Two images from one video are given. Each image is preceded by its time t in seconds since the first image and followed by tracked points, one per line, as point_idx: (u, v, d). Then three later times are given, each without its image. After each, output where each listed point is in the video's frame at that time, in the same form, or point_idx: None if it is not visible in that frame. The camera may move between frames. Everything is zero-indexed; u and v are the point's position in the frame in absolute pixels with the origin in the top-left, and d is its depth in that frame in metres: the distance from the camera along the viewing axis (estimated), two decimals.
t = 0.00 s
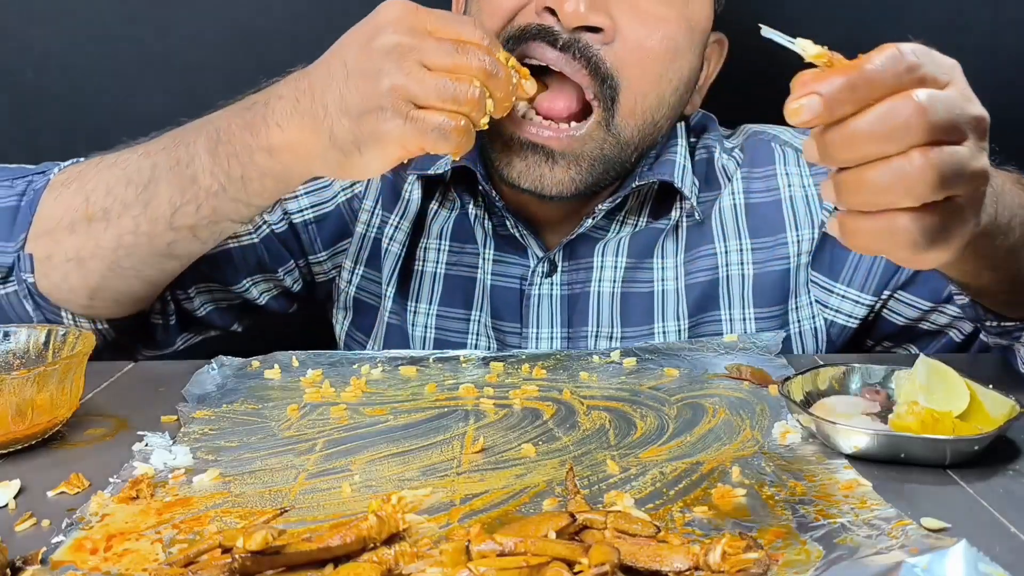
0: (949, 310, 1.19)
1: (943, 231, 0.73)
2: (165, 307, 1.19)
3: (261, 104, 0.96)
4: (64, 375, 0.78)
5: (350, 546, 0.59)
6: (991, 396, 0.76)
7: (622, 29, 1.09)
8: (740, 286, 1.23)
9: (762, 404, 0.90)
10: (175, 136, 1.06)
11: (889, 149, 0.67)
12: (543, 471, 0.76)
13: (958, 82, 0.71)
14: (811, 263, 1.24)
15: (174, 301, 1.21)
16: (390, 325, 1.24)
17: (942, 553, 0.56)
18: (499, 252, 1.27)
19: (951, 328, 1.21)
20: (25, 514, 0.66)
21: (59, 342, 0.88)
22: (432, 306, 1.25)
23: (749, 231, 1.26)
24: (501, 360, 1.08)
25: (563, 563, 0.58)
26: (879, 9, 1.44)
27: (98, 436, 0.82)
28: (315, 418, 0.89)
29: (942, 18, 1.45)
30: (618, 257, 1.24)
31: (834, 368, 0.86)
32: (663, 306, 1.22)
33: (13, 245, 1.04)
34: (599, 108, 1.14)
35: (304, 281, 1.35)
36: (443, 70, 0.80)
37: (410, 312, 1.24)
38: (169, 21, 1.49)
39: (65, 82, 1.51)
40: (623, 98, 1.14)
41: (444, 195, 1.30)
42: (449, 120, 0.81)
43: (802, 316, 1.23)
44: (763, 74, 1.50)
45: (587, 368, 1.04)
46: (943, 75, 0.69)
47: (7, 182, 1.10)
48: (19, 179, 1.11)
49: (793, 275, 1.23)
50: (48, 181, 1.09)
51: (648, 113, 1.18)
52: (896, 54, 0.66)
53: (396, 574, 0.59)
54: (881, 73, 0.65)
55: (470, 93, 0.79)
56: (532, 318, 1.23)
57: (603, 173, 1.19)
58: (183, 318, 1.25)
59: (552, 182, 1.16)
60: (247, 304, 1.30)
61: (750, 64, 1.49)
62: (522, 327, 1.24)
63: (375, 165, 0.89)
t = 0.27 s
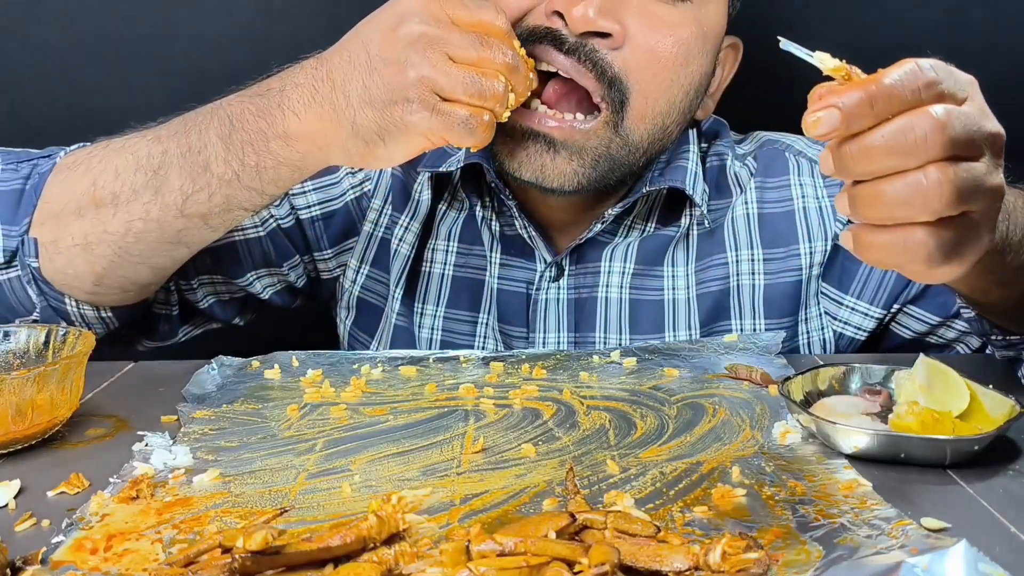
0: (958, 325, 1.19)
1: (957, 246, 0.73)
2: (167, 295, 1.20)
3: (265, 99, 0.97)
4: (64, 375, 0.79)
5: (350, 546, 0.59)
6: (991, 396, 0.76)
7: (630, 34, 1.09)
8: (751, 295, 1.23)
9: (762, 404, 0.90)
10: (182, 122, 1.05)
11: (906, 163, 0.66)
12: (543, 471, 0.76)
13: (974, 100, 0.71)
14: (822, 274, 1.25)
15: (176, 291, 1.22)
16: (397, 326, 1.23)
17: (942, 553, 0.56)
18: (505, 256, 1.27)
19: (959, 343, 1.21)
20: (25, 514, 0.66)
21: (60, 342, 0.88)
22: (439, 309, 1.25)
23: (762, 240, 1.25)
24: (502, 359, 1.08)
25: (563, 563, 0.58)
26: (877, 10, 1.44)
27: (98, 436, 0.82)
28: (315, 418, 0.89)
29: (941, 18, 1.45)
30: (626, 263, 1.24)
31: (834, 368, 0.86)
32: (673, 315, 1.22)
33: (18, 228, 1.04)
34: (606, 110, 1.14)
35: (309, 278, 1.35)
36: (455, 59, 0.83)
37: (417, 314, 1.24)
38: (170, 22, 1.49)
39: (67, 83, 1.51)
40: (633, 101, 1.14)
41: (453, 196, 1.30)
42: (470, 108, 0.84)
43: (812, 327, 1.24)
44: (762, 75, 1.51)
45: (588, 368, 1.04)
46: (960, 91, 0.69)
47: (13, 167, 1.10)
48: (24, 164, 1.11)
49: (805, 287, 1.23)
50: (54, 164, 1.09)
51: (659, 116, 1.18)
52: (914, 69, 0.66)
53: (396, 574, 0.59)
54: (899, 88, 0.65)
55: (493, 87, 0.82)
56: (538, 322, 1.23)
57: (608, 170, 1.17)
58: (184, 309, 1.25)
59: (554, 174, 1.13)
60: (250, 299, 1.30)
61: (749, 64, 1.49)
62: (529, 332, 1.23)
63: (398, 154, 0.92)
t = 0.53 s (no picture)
0: (956, 327, 1.19)
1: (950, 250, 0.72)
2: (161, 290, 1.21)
3: (261, 100, 0.97)
4: (64, 375, 0.79)
5: (349, 546, 0.59)
6: (992, 396, 0.76)
7: (628, 29, 1.09)
8: (750, 296, 1.23)
9: (762, 404, 0.90)
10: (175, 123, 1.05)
11: (897, 170, 0.66)
12: (543, 471, 0.76)
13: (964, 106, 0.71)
14: (821, 276, 1.25)
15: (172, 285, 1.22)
16: (395, 326, 1.24)
17: (942, 553, 0.56)
18: (501, 256, 1.27)
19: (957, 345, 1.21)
20: (25, 514, 0.66)
21: (59, 342, 0.88)
22: (437, 309, 1.25)
23: (760, 241, 1.25)
24: (502, 360, 1.08)
25: (563, 563, 0.58)
26: (877, 10, 1.44)
27: (98, 436, 0.82)
28: (315, 418, 0.89)
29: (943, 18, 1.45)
30: (623, 262, 1.24)
31: (834, 368, 0.86)
32: (672, 315, 1.22)
33: (11, 223, 1.03)
34: (604, 107, 1.14)
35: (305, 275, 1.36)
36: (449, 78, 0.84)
37: (415, 314, 1.24)
38: (170, 22, 1.49)
39: (68, 83, 1.52)
40: (631, 99, 1.14)
41: (451, 196, 1.31)
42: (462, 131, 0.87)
43: (811, 329, 1.24)
44: (762, 76, 1.51)
45: (588, 368, 1.04)
46: (951, 98, 0.69)
47: (8, 159, 1.08)
48: (20, 156, 1.10)
49: (804, 288, 1.23)
50: (48, 158, 1.07)
51: (658, 114, 1.18)
52: (904, 76, 0.66)
53: (396, 574, 0.59)
54: (889, 93, 0.65)
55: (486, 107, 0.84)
56: (536, 323, 1.23)
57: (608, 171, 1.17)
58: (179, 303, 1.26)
59: (554, 182, 1.15)
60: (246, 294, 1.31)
61: (749, 65, 1.49)
62: (526, 332, 1.24)
63: (391, 164, 0.94)
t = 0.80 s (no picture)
0: (954, 328, 1.19)
1: (947, 254, 0.72)
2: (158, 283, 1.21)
3: (261, 94, 0.97)
4: (64, 375, 0.79)
5: (349, 546, 0.59)
6: (992, 397, 0.76)
7: (622, 24, 1.08)
8: (748, 296, 1.23)
9: (762, 404, 0.90)
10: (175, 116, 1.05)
11: (894, 176, 0.66)
12: (543, 471, 0.76)
13: (964, 108, 0.70)
14: (818, 277, 1.25)
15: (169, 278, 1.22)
16: (394, 324, 1.23)
17: (942, 553, 0.56)
18: (498, 255, 1.26)
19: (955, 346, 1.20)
20: (25, 514, 0.66)
21: (59, 342, 0.88)
22: (435, 307, 1.25)
23: (758, 241, 1.25)
24: (502, 359, 1.08)
25: (563, 563, 0.58)
26: (877, 11, 1.44)
27: (98, 436, 0.82)
28: (315, 418, 0.89)
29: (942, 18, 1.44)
30: (620, 262, 1.24)
31: (834, 368, 0.86)
32: (669, 315, 1.22)
33: (11, 213, 1.03)
34: (599, 100, 1.13)
35: (303, 271, 1.36)
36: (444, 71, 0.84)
37: (413, 312, 1.24)
38: (170, 23, 1.49)
39: (68, 84, 1.51)
40: (627, 92, 1.13)
41: (449, 195, 1.30)
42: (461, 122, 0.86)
43: (808, 330, 1.24)
44: (761, 77, 1.51)
45: (588, 368, 1.04)
46: (949, 102, 0.68)
47: (10, 149, 1.09)
48: (22, 147, 1.10)
49: (802, 288, 1.23)
50: (50, 149, 1.08)
51: (655, 108, 1.18)
52: (900, 83, 0.66)
53: (396, 574, 0.59)
54: (885, 99, 0.65)
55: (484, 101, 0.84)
56: (532, 323, 1.23)
57: (603, 161, 1.17)
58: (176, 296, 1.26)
59: (550, 167, 1.13)
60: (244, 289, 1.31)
61: (748, 65, 1.49)
62: (522, 331, 1.24)
63: (392, 157, 0.93)
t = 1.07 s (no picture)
0: (953, 327, 1.18)
1: (949, 256, 0.72)
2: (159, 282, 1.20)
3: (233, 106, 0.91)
4: (64, 375, 0.79)
5: (349, 546, 0.59)
6: (992, 396, 0.76)
7: (626, 23, 1.09)
8: (748, 295, 1.23)
9: (762, 404, 0.90)
10: (150, 125, 1.02)
11: (897, 176, 0.66)
12: (543, 471, 0.76)
13: (968, 112, 0.71)
14: (818, 275, 1.25)
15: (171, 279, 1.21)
16: (395, 323, 1.24)
17: (942, 553, 0.56)
18: (499, 253, 1.27)
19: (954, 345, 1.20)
20: (25, 514, 0.66)
21: (59, 342, 0.88)
22: (435, 306, 1.25)
23: (758, 240, 1.25)
24: (502, 360, 1.08)
25: (563, 563, 0.58)
26: (879, 10, 1.44)
27: (98, 436, 0.82)
28: (315, 418, 0.89)
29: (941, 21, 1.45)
30: (619, 261, 1.24)
31: (834, 368, 0.86)
32: (669, 314, 1.22)
33: None
34: (605, 103, 1.14)
35: (305, 270, 1.35)
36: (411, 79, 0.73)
37: (414, 311, 1.24)
38: (170, 23, 1.49)
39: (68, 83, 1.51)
40: (631, 92, 1.14)
41: (449, 193, 1.31)
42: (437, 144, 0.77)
43: (808, 328, 1.24)
44: (760, 78, 1.51)
45: (588, 368, 1.04)
46: (951, 105, 0.69)
47: None
48: (12, 153, 1.12)
49: (802, 287, 1.23)
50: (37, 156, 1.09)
51: (656, 108, 1.18)
52: (905, 83, 0.66)
53: (396, 574, 0.59)
54: (888, 97, 0.65)
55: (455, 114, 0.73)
56: (533, 320, 1.23)
57: (608, 169, 1.18)
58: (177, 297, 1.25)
59: (553, 183, 1.16)
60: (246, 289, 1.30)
61: (748, 66, 1.50)
62: (523, 328, 1.24)
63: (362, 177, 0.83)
